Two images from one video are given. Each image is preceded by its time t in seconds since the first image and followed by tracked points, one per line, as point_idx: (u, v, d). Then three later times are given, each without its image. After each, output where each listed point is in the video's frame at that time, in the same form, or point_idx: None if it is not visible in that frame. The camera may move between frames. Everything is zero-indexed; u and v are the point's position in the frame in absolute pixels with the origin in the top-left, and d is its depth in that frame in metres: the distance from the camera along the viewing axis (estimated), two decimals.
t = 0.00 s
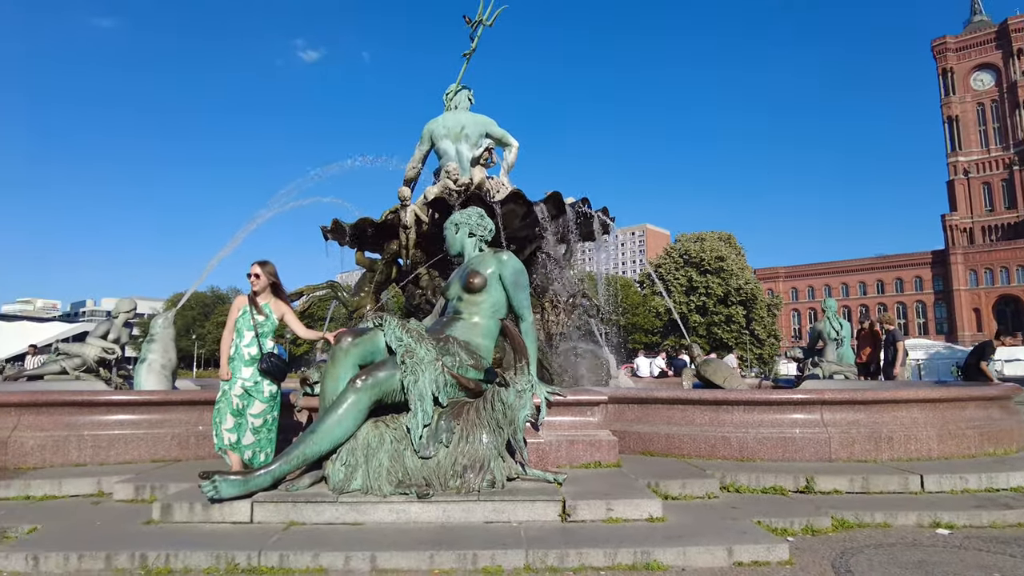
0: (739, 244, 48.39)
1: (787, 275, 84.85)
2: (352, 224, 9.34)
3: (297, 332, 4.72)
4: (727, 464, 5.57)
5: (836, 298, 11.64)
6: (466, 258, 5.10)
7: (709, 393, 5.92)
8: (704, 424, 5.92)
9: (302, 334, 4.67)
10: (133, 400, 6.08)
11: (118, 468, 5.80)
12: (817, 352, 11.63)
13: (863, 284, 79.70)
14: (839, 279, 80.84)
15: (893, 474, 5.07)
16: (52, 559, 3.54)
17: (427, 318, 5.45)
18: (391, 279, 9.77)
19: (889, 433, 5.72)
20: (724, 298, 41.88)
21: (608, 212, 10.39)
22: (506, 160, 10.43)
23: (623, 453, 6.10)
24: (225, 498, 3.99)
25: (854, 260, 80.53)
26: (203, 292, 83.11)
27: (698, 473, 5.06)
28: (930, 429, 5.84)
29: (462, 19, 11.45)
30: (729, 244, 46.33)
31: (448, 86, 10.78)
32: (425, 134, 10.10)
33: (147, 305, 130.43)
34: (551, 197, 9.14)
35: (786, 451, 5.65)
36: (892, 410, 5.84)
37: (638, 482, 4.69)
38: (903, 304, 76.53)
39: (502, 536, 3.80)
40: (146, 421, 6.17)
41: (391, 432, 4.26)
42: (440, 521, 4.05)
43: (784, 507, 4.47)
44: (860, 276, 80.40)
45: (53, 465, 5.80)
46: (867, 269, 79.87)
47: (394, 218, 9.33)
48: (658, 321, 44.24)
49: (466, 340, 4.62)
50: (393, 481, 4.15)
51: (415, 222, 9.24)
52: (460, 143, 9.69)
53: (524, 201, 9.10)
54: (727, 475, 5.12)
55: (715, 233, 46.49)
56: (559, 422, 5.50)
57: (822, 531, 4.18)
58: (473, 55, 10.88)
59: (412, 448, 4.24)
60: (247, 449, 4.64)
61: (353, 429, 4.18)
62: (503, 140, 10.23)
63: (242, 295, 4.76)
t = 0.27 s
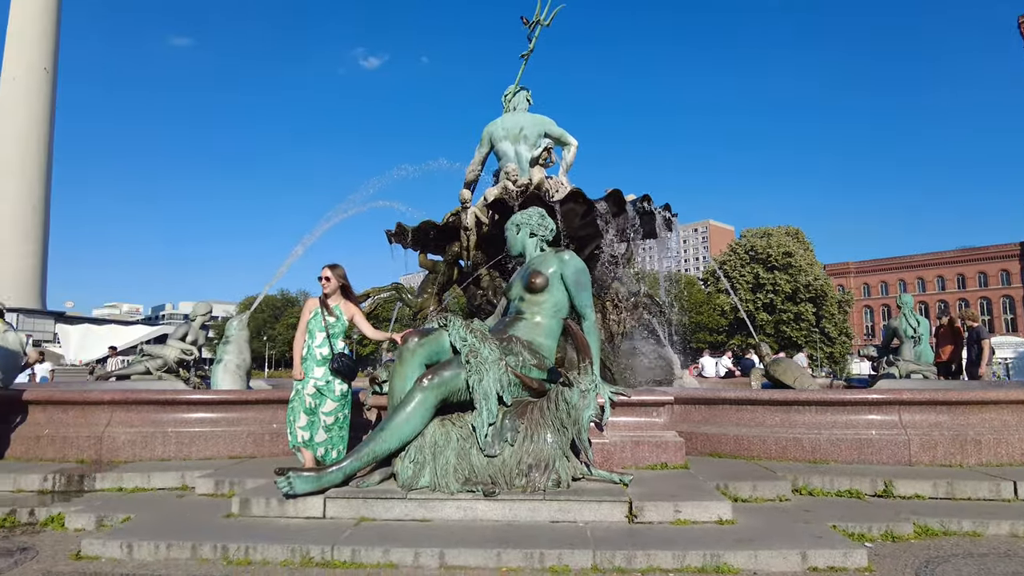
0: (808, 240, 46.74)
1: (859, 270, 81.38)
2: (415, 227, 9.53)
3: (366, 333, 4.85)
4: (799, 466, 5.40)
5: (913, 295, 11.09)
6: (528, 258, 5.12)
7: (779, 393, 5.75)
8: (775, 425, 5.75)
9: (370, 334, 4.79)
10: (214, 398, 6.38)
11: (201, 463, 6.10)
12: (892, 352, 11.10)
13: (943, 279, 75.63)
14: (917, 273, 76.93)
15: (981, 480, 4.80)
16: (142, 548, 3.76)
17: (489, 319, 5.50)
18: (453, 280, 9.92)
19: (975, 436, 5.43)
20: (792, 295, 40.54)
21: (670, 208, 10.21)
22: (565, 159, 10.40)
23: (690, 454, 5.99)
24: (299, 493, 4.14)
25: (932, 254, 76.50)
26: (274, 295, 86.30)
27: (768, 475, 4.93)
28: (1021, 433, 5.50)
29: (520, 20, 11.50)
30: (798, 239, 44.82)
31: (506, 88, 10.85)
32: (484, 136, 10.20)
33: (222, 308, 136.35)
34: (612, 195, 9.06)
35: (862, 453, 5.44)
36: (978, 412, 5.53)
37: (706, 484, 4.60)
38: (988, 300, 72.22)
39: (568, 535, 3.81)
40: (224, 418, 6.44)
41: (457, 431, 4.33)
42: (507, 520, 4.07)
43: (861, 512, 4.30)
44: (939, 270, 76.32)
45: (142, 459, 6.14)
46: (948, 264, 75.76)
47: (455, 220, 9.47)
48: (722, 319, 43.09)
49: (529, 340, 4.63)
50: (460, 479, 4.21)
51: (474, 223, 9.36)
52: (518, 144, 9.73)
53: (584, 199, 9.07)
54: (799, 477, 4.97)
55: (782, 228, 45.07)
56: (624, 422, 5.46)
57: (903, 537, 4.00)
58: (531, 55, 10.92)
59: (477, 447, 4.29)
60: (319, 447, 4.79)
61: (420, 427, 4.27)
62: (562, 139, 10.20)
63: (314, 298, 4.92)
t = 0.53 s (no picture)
0: (875, 234, 44.91)
1: (931, 265, 77.66)
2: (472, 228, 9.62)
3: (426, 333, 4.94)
4: (872, 469, 5.20)
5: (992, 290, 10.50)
6: (585, 257, 5.09)
7: (849, 394, 5.55)
8: (844, 426, 5.56)
9: (431, 335, 4.87)
10: (281, 397, 6.60)
11: (270, 460, 6.32)
12: (969, 350, 10.52)
13: None
14: (995, 267, 72.86)
15: None
16: (217, 540, 3.92)
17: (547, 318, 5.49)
18: (509, 280, 9.98)
19: None
20: (859, 291, 39.02)
21: (730, 204, 9.97)
22: (620, 156, 10.30)
23: (756, 456, 5.84)
24: (364, 490, 4.22)
25: (1012, 247, 72.31)
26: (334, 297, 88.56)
27: (839, 478, 4.76)
28: None
29: (573, 18, 11.45)
30: (864, 233, 43.12)
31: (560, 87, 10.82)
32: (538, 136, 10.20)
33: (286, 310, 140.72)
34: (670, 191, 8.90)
35: (940, 457, 5.20)
36: None
37: (772, 486, 4.48)
38: None
39: (630, 537, 3.77)
40: (291, 417, 6.65)
41: (517, 430, 4.34)
42: (568, 520, 4.06)
43: (941, 518, 4.10)
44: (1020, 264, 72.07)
45: (216, 455, 6.39)
46: None
47: (510, 220, 9.52)
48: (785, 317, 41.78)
49: (588, 340, 4.61)
50: (521, 478, 4.22)
51: (530, 223, 9.37)
52: (573, 142, 9.69)
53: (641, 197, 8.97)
54: (872, 481, 4.77)
55: (847, 222, 43.45)
56: (686, 423, 5.37)
57: (988, 546, 3.79)
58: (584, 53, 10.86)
59: (537, 446, 4.29)
60: (383, 445, 4.89)
61: (480, 426, 4.30)
62: (617, 136, 10.11)
63: (376, 299, 5.03)
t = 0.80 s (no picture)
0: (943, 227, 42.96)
1: (1004, 259, 73.72)
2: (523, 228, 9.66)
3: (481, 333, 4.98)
4: (945, 474, 4.99)
5: None
6: (639, 255, 5.04)
7: (919, 395, 5.34)
8: (914, 428, 5.35)
9: (486, 335, 4.91)
10: (340, 396, 6.76)
11: (330, 458, 6.48)
12: None
13: None
14: None
15: None
16: (282, 536, 4.05)
17: (601, 317, 5.46)
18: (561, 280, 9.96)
19: None
20: (925, 288, 37.38)
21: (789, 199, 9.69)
22: (673, 152, 10.15)
23: (819, 458, 5.67)
24: (422, 488, 4.29)
25: None
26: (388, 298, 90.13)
27: (910, 482, 4.58)
28: None
29: (623, 14, 11.33)
30: (931, 227, 41.29)
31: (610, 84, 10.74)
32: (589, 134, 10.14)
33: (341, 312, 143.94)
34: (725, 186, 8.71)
35: (1019, 462, 4.95)
36: None
37: (838, 490, 4.34)
38: None
39: (690, 539, 3.71)
40: (350, 416, 6.81)
41: (573, 431, 4.33)
42: (626, 521, 4.03)
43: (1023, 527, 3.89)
44: None
45: (278, 453, 6.58)
46: None
47: (561, 220, 9.51)
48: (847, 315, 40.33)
49: (643, 339, 4.56)
50: (577, 479, 4.21)
51: (581, 222, 9.32)
52: (624, 139, 9.60)
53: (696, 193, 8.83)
54: (945, 486, 4.57)
55: (912, 214, 41.68)
56: (746, 424, 5.26)
57: None
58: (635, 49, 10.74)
59: (594, 447, 4.27)
60: (440, 444, 4.96)
61: (536, 425, 4.31)
62: (670, 131, 9.96)
63: (432, 300, 5.11)
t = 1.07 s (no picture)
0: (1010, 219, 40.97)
1: None
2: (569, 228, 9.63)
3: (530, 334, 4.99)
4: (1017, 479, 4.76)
5: None
6: (690, 254, 4.96)
7: (987, 397, 5.12)
8: (983, 432, 5.14)
9: (534, 336, 4.92)
10: (391, 397, 6.88)
11: (381, 457, 6.59)
12: None
13: None
14: None
15: None
16: (337, 534, 4.14)
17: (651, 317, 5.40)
18: (608, 280, 9.88)
19: None
20: (992, 283, 35.68)
21: (845, 193, 9.40)
22: (723, 148, 9.96)
23: (880, 462, 5.48)
24: (473, 488, 4.33)
25: None
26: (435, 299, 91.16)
27: (979, 488, 4.38)
28: None
29: (669, 9, 11.19)
30: (998, 219, 39.40)
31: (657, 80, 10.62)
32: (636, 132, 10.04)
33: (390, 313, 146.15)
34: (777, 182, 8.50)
35: None
36: None
37: (902, 496, 4.18)
38: None
39: (745, 544, 3.63)
40: (401, 416, 6.92)
41: (623, 432, 4.30)
42: (678, 524, 3.98)
43: None
44: None
45: (332, 452, 6.73)
46: None
47: (608, 219, 9.44)
48: (907, 313, 38.79)
49: (695, 340, 4.49)
50: (629, 481, 4.17)
51: (628, 221, 9.24)
52: (672, 136, 9.47)
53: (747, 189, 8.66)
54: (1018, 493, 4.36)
55: (977, 207, 39.88)
56: (802, 426, 5.13)
57: None
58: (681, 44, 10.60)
59: (645, 449, 4.23)
60: (490, 444, 4.99)
61: (586, 427, 4.29)
62: (719, 126, 9.77)
63: (480, 301, 5.13)
